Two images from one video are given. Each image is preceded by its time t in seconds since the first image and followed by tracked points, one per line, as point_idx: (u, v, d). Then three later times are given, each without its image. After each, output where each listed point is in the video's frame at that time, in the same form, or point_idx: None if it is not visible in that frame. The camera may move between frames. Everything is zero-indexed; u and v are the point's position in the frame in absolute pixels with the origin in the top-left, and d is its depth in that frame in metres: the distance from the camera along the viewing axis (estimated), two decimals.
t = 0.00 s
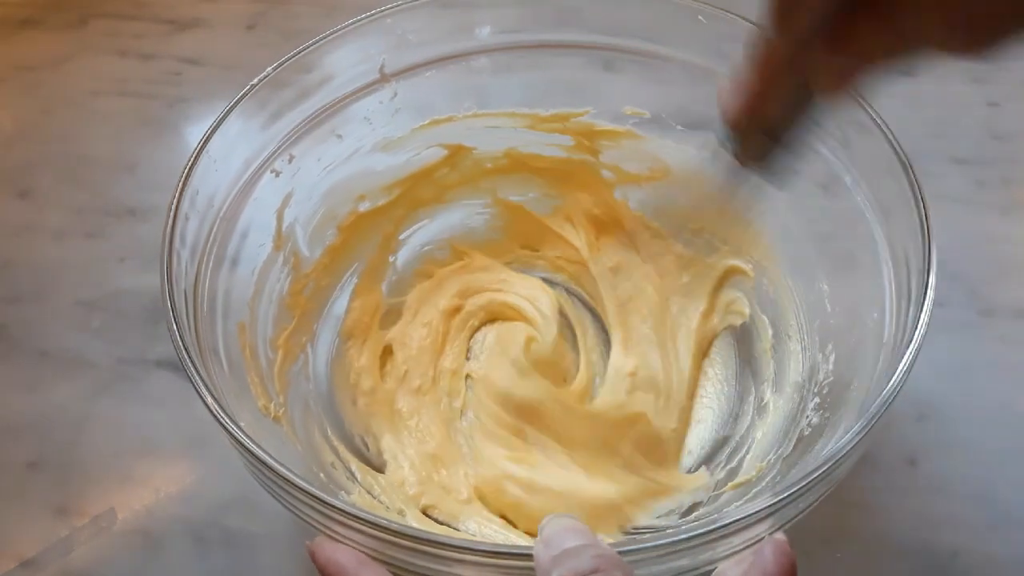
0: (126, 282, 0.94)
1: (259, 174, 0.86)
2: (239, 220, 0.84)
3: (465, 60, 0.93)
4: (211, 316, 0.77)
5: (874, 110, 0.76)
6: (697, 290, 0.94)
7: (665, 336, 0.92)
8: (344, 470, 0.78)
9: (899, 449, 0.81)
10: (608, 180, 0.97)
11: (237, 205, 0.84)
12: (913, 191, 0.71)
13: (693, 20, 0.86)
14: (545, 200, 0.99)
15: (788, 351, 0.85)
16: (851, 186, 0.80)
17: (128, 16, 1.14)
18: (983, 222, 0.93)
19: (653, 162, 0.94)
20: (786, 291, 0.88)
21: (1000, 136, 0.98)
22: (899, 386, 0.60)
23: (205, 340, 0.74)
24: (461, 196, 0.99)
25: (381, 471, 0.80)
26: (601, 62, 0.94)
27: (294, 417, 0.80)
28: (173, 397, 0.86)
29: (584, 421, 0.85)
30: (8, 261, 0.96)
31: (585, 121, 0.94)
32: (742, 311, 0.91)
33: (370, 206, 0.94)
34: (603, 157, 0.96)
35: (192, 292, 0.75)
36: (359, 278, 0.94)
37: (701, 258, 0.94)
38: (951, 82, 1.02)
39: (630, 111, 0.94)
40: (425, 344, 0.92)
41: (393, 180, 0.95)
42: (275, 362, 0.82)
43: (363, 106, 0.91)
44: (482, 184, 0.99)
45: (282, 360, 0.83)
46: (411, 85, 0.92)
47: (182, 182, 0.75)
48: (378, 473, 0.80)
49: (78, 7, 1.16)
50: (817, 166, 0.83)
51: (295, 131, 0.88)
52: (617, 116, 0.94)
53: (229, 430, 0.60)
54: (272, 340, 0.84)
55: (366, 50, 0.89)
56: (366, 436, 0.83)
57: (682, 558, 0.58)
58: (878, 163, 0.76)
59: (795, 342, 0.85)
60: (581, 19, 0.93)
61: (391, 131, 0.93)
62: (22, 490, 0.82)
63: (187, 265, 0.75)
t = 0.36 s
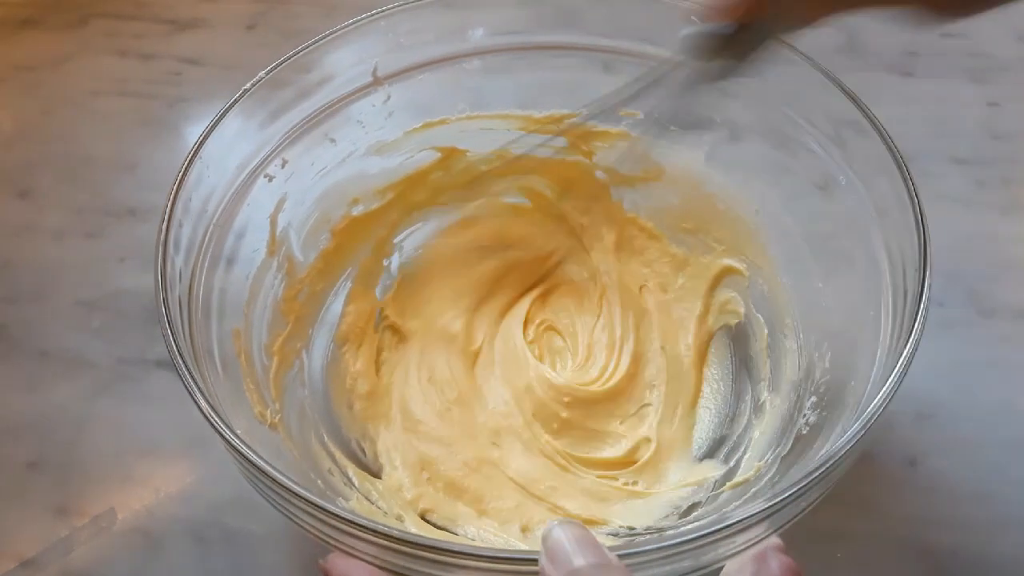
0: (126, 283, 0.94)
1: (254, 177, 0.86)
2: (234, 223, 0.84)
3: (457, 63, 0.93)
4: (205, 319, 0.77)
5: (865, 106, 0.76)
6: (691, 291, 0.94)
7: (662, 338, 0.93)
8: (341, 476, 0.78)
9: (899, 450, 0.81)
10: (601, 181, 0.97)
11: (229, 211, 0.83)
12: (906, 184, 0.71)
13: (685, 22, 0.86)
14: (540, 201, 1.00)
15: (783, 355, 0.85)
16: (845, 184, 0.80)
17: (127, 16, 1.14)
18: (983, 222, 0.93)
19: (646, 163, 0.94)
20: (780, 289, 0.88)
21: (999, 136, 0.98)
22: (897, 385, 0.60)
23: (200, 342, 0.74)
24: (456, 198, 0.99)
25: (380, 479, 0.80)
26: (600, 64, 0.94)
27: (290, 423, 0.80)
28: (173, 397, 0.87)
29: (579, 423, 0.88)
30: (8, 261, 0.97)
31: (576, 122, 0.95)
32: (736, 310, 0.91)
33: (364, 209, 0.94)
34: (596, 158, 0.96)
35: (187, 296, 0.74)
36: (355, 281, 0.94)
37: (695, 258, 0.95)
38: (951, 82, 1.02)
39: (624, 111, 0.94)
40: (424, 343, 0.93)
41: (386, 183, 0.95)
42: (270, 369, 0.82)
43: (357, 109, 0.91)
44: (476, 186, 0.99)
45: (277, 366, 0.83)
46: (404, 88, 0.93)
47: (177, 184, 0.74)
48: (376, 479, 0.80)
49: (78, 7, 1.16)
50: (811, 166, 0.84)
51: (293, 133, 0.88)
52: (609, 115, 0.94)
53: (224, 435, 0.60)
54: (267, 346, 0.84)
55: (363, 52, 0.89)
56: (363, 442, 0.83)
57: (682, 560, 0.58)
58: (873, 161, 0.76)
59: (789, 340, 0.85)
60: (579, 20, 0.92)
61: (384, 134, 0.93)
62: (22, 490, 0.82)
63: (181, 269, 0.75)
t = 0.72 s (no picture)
0: (126, 283, 0.95)
1: (258, 174, 0.86)
2: (237, 220, 0.84)
3: (466, 61, 0.93)
4: (207, 314, 0.77)
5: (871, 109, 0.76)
6: (694, 293, 0.94)
7: (660, 340, 0.92)
8: (340, 471, 0.78)
9: (899, 449, 0.81)
10: (607, 182, 0.98)
11: (233, 207, 0.83)
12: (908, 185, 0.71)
13: (694, 25, 0.87)
14: (545, 201, 1.00)
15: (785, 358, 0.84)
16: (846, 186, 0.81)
17: (127, 16, 1.14)
18: (983, 221, 0.93)
19: (653, 164, 0.95)
20: (784, 291, 0.87)
21: (999, 136, 0.98)
22: (896, 389, 0.60)
23: (201, 338, 0.74)
24: (461, 196, 0.99)
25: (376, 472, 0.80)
26: (600, 64, 0.94)
27: (290, 417, 0.80)
28: (173, 397, 0.87)
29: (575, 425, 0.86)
30: (8, 261, 0.97)
31: (585, 122, 0.95)
32: (740, 313, 0.90)
33: (370, 205, 0.95)
34: (603, 158, 0.97)
35: (189, 292, 0.74)
36: (358, 278, 0.94)
37: (699, 259, 0.96)
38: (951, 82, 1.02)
39: (630, 112, 0.94)
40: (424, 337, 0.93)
41: (392, 181, 0.95)
42: (272, 363, 0.82)
43: (363, 106, 0.92)
44: (483, 185, 0.99)
45: (279, 360, 0.83)
46: (412, 85, 0.93)
47: (179, 182, 0.74)
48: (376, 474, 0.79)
49: (78, 7, 1.16)
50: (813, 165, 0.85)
51: (294, 132, 0.88)
52: (618, 118, 0.95)
53: (224, 431, 0.60)
54: (268, 340, 0.84)
55: (366, 51, 0.89)
56: (363, 437, 0.83)
57: (677, 560, 0.57)
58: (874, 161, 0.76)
59: (792, 344, 0.84)
60: (581, 20, 0.93)
61: (391, 131, 0.93)
62: (22, 490, 0.82)
63: (184, 266, 0.75)
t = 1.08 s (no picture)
0: (126, 283, 0.95)
1: (259, 173, 0.86)
2: (237, 219, 0.84)
3: (465, 60, 0.93)
4: (208, 315, 0.77)
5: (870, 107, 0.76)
6: (694, 292, 0.94)
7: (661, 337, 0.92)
8: (341, 469, 0.78)
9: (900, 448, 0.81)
10: (607, 181, 0.98)
11: (232, 206, 0.83)
12: (907, 179, 0.71)
13: (695, 24, 0.87)
14: (545, 200, 1.00)
15: (786, 358, 0.84)
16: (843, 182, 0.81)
17: (126, 17, 1.14)
18: (983, 221, 0.93)
19: (654, 164, 0.95)
20: (785, 291, 0.87)
21: (999, 135, 0.98)
22: (896, 387, 0.60)
23: (203, 339, 0.74)
24: (461, 196, 0.99)
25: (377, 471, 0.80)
26: (600, 63, 0.94)
27: (291, 416, 0.79)
28: (173, 397, 0.87)
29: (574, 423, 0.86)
30: (8, 261, 0.96)
31: (585, 121, 0.95)
32: (740, 313, 0.91)
33: (370, 205, 0.95)
34: (603, 157, 0.97)
35: (189, 291, 0.74)
36: (358, 277, 0.94)
37: (701, 259, 0.95)
38: (951, 82, 1.02)
39: (630, 112, 0.95)
40: (424, 335, 0.94)
41: (392, 180, 0.95)
42: (273, 362, 0.82)
43: (363, 106, 0.92)
44: (482, 184, 0.99)
45: (279, 359, 0.83)
46: (412, 85, 0.93)
47: (180, 181, 0.74)
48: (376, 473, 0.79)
49: (78, 7, 1.16)
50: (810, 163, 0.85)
51: (294, 131, 0.88)
52: (618, 117, 0.95)
53: (224, 429, 0.60)
54: (269, 340, 0.84)
55: (367, 50, 0.89)
56: (364, 435, 0.83)
57: (676, 559, 0.57)
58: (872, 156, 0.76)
59: (794, 344, 0.84)
60: (581, 20, 0.93)
61: (391, 130, 0.93)
62: (21, 490, 0.82)
63: (185, 265, 0.75)
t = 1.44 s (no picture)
0: (126, 283, 0.95)
1: (257, 173, 0.86)
2: (234, 220, 0.84)
3: (467, 63, 0.93)
4: (201, 316, 0.77)
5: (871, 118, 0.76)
6: (693, 300, 0.95)
7: (658, 344, 0.93)
8: (331, 471, 0.78)
9: (897, 449, 0.81)
10: (609, 187, 0.98)
11: (228, 207, 0.83)
12: (905, 193, 0.71)
13: (697, 28, 0.87)
14: (546, 206, 1.01)
15: (783, 364, 0.85)
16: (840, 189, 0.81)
17: (127, 16, 1.14)
18: (983, 222, 0.93)
19: (654, 168, 0.96)
20: (785, 301, 0.88)
21: (1000, 135, 0.98)
22: (888, 400, 0.61)
23: (194, 341, 0.74)
24: (461, 198, 1.00)
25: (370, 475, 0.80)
26: (601, 67, 0.94)
27: (283, 418, 0.80)
28: (174, 397, 0.87)
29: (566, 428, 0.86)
30: (8, 261, 0.96)
31: (587, 126, 0.95)
32: (738, 322, 0.91)
33: (369, 206, 0.95)
34: (604, 163, 0.97)
35: (182, 293, 0.74)
36: (356, 278, 0.95)
37: (700, 267, 0.95)
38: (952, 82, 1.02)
39: (632, 118, 0.95)
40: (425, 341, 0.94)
41: (392, 181, 0.95)
42: (266, 362, 0.83)
43: (365, 107, 0.92)
44: (483, 188, 1.00)
45: (273, 359, 0.83)
46: (414, 86, 0.93)
47: (176, 181, 0.74)
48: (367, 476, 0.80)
49: (78, 7, 1.16)
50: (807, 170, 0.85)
51: (294, 132, 0.88)
52: (620, 122, 0.95)
53: (213, 438, 0.60)
54: (263, 339, 0.84)
55: (369, 51, 0.89)
56: (355, 438, 0.84)
57: (659, 572, 0.58)
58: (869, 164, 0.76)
59: (789, 355, 0.85)
60: (581, 24, 0.93)
61: (392, 131, 0.93)
62: (21, 490, 0.82)
63: (178, 266, 0.75)
